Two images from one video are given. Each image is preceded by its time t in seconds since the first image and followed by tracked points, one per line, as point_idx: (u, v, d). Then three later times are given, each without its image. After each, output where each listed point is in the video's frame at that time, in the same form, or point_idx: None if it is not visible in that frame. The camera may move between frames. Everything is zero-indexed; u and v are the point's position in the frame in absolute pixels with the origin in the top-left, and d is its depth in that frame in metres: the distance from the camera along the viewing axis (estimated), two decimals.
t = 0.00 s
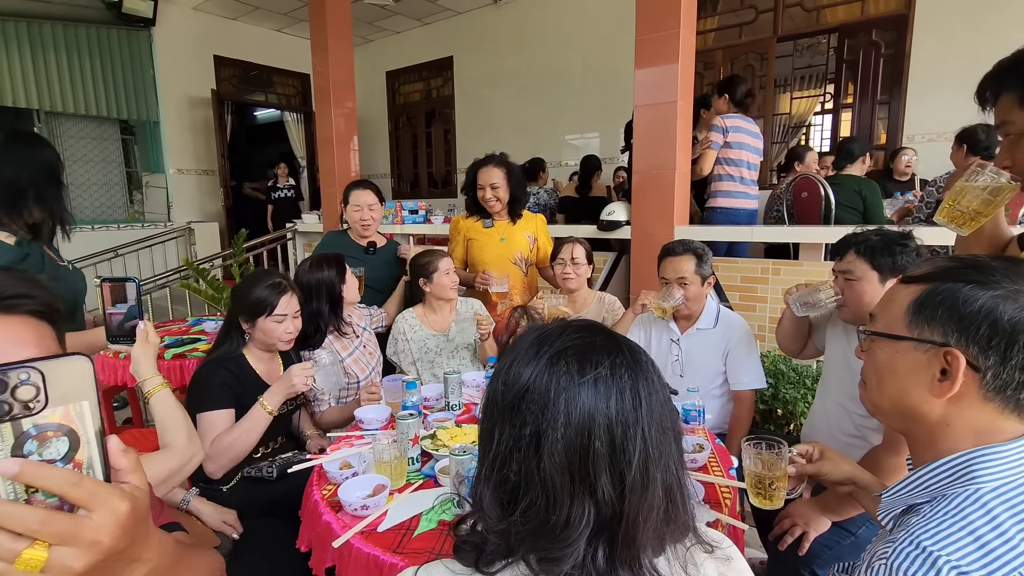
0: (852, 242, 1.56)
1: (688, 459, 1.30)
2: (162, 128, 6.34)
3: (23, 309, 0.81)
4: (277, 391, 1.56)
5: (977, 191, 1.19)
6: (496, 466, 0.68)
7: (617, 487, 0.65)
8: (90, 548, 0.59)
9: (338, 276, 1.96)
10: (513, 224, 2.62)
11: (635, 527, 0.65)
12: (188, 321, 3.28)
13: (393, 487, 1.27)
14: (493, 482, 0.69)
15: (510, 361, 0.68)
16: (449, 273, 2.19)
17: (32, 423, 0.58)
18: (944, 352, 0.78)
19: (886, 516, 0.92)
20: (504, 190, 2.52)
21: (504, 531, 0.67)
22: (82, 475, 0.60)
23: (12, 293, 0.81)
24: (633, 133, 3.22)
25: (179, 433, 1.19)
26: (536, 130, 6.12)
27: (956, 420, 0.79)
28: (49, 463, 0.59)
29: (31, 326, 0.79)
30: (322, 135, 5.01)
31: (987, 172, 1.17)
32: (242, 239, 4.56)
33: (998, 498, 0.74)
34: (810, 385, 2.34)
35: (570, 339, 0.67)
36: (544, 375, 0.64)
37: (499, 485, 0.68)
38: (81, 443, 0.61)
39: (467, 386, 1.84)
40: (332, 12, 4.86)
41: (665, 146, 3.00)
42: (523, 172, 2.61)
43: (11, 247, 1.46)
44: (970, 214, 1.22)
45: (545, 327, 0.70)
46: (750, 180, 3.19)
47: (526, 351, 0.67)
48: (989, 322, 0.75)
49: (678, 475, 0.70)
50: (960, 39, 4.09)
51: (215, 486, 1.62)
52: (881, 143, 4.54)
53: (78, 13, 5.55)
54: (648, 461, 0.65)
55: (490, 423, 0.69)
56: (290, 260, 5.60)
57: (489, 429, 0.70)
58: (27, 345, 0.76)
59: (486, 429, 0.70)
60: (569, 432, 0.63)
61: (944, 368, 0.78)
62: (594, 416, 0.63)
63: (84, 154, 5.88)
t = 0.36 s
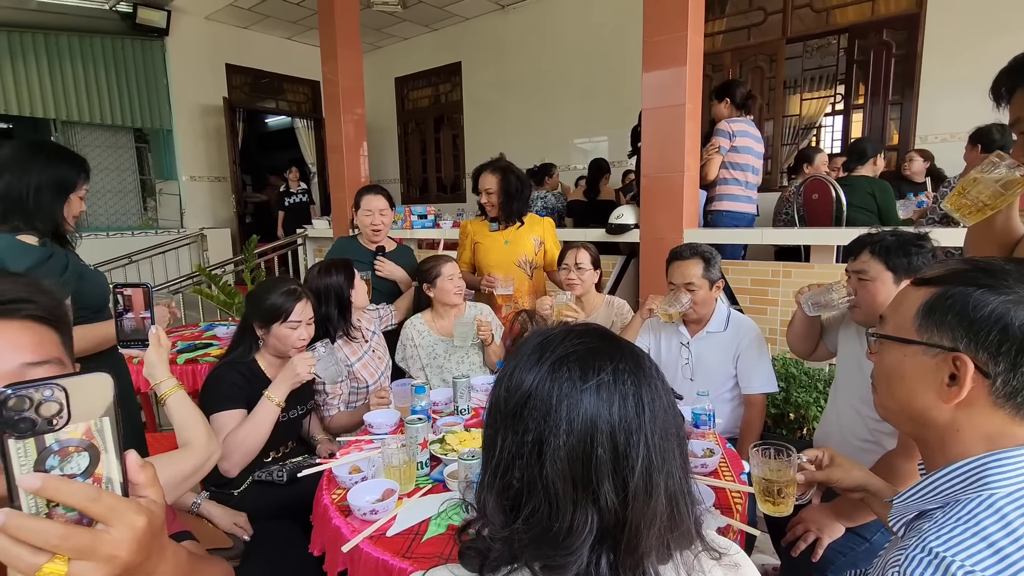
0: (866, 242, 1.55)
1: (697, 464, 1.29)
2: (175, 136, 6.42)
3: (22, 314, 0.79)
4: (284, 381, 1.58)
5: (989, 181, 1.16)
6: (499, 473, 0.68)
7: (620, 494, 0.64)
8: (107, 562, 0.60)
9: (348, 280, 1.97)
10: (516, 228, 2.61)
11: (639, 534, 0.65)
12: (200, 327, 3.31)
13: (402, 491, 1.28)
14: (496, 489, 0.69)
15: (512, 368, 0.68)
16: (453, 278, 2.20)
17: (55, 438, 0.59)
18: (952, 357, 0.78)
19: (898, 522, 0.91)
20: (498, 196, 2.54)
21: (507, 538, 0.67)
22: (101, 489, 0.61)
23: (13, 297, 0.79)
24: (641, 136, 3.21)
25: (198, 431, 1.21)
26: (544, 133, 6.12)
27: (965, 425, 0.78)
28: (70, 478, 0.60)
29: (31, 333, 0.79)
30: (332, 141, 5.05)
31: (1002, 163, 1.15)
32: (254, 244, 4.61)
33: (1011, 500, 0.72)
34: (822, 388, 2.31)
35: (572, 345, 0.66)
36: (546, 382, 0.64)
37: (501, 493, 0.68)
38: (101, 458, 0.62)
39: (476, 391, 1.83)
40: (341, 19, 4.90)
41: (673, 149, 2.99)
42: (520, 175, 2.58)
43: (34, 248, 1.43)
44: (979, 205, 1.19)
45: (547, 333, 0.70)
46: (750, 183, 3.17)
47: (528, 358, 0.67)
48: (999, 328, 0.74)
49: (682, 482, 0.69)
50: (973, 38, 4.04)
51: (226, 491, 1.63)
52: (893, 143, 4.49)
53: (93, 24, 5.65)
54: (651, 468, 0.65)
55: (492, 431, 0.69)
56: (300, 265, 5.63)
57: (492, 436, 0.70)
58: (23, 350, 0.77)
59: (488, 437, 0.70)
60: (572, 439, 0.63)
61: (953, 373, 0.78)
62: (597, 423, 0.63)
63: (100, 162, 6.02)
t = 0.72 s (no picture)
0: (876, 246, 1.54)
1: (703, 472, 1.28)
2: (185, 144, 6.50)
3: (33, 330, 0.82)
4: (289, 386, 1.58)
5: (991, 182, 1.17)
6: (511, 490, 0.67)
7: (634, 507, 0.64)
8: None
9: (354, 288, 1.99)
10: (524, 234, 2.61)
11: (652, 547, 0.65)
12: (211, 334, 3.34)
13: (408, 499, 1.28)
14: (508, 506, 0.68)
15: (520, 382, 0.67)
16: (452, 287, 2.20)
17: (71, 455, 0.60)
18: (947, 365, 0.78)
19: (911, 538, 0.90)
20: (508, 205, 2.56)
21: (520, 556, 0.67)
22: (115, 505, 0.62)
23: (25, 314, 0.83)
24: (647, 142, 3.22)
25: (210, 440, 1.23)
26: (551, 139, 6.14)
27: (977, 436, 0.78)
28: (85, 494, 0.61)
29: (43, 348, 0.81)
30: (340, 148, 5.09)
31: (1007, 165, 1.16)
32: (263, 252, 4.65)
33: None
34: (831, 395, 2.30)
35: (581, 359, 0.66)
36: (558, 397, 0.64)
37: (514, 509, 0.67)
38: (114, 475, 0.63)
39: (482, 398, 1.83)
40: (349, 28, 4.95)
41: (679, 155, 2.99)
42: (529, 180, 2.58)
43: (29, 255, 1.51)
44: (979, 204, 1.19)
45: (554, 346, 0.69)
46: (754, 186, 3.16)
47: (537, 372, 0.66)
48: (979, 328, 0.76)
49: (692, 492, 0.69)
50: (982, 40, 4.01)
51: (235, 497, 1.66)
52: (902, 147, 4.46)
53: (105, 36, 5.74)
54: (664, 480, 0.65)
55: (502, 446, 0.69)
56: (308, 272, 5.67)
57: (501, 452, 0.69)
58: (33, 367, 0.78)
59: (498, 453, 0.69)
60: (586, 454, 0.63)
61: (952, 383, 0.78)
62: (610, 437, 0.63)
63: (113, 171, 6.12)
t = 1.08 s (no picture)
0: (880, 252, 1.53)
1: (704, 480, 1.28)
2: (194, 154, 6.57)
3: (67, 333, 0.86)
4: (290, 393, 1.59)
5: (988, 185, 1.16)
6: (507, 505, 0.67)
7: (632, 518, 0.64)
8: None
9: (358, 297, 1.99)
10: (530, 243, 2.63)
11: (651, 557, 0.65)
12: (216, 341, 3.37)
13: (409, 507, 1.28)
14: (506, 520, 0.68)
15: (515, 396, 0.67)
16: (454, 295, 2.20)
17: (46, 480, 0.65)
18: (918, 375, 0.80)
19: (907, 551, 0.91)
20: (515, 216, 2.55)
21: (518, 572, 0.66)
22: (89, 531, 0.66)
23: (60, 317, 0.87)
24: (650, 149, 3.23)
25: (211, 448, 1.25)
26: (555, 146, 6.16)
27: (960, 443, 0.78)
28: (60, 519, 0.65)
29: (73, 349, 0.86)
30: (346, 157, 5.13)
31: (1007, 168, 1.15)
32: (270, 259, 4.68)
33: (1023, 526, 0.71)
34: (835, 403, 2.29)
35: (575, 371, 0.66)
36: (553, 411, 0.64)
37: (511, 524, 0.67)
38: (90, 498, 0.68)
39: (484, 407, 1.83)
40: (355, 38, 5.00)
41: (682, 162, 3.00)
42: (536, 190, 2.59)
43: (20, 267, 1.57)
44: (974, 205, 1.18)
45: (547, 358, 0.69)
46: (745, 197, 3.16)
47: (532, 386, 0.66)
48: (938, 335, 0.79)
49: (688, 500, 0.70)
50: (988, 44, 3.99)
51: (239, 506, 1.65)
52: (908, 152, 4.44)
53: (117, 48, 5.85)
54: (661, 489, 0.65)
55: (498, 461, 0.69)
56: (315, 279, 5.70)
57: (497, 466, 0.69)
58: (70, 368, 0.83)
59: (494, 469, 0.69)
60: (584, 466, 0.63)
61: (928, 394, 0.79)
62: (607, 449, 0.63)
63: (122, 181, 6.21)
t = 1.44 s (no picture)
0: (884, 259, 1.53)
1: (705, 488, 1.28)
2: (201, 163, 6.65)
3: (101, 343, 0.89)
4: (291, 399, 1.60)
5: (984, 189, 1.16)
6: (497, 512, 0.68)
7: (619, 526, 0.65)
8: None
9: (360, 305, 2.01)
10: (536, 250, 2.64)
11: (638, 565, 0.66)
12: (221, 348, 3.39)
13: (408, 514, 1.29)
14: (495, 528, 0.69)
15: (504, 405, 0.68)
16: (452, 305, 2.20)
17: (50, 496, 0.66)
18: (894, 384, 0.87)
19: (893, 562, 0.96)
20: (521, 223, 2.58)
21: None
22: (92, 543, 0.69)
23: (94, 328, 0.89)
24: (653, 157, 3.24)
25: (214, 449, 1.26)
26: (559, 153, 6.18)
27: (938, 450, 0.84)
28: (65, 532, 0.68)
29: (104, 359, 0.89)
30: (351, 165, 5.17)
31: (1004, 173, 1.14)
32: (276, 267, 4.72)
33: (1002, 535, 0.78)
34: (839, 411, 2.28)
35: (564, 380, 0.67)
36: (541, 420, 0.64)
37: (500, 532, 0.68)
38: (92, 512, 0.70)
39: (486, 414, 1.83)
40: (360, 48, 5.05)
41: (684, 169, 3.01)
42: (542, 198, 2.60)
43: (34, 277, 1.60)
44: (969, 208, 1.19)
45: (537, 367, 0.70)
46: (738, 204, 3.18)
47: (521, 395, 0.67)
48: (912, 346, 0.86)
49: (675, 508, 0.70)
50: (992, 49, 3.98)
51: (242, 512, 1.66)
52: (913, 158, 4.42)
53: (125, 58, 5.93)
54: (648, 498, 0.66)
55: (487, 469, 0.69)
56: (320, 286, 5.72)
57: (486, 474, 0.70)
58: (100, 377, 0.85)
59: (484, 476, 0.70)
60: (571, 475, 0.64)
61: (904, 404, 0.86)
62: (594, 458, 0.64)
63: (130, 189, 6.28)
